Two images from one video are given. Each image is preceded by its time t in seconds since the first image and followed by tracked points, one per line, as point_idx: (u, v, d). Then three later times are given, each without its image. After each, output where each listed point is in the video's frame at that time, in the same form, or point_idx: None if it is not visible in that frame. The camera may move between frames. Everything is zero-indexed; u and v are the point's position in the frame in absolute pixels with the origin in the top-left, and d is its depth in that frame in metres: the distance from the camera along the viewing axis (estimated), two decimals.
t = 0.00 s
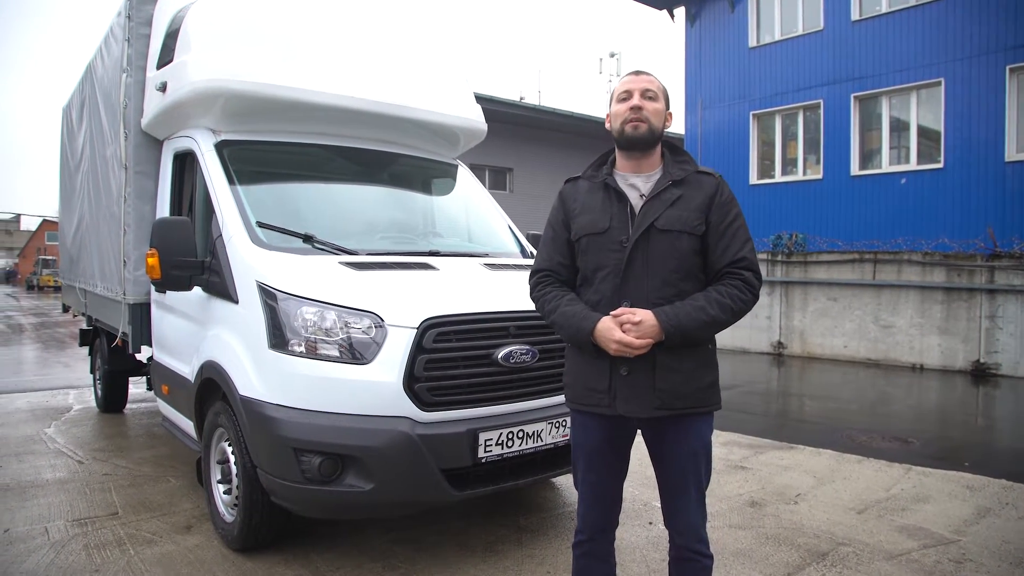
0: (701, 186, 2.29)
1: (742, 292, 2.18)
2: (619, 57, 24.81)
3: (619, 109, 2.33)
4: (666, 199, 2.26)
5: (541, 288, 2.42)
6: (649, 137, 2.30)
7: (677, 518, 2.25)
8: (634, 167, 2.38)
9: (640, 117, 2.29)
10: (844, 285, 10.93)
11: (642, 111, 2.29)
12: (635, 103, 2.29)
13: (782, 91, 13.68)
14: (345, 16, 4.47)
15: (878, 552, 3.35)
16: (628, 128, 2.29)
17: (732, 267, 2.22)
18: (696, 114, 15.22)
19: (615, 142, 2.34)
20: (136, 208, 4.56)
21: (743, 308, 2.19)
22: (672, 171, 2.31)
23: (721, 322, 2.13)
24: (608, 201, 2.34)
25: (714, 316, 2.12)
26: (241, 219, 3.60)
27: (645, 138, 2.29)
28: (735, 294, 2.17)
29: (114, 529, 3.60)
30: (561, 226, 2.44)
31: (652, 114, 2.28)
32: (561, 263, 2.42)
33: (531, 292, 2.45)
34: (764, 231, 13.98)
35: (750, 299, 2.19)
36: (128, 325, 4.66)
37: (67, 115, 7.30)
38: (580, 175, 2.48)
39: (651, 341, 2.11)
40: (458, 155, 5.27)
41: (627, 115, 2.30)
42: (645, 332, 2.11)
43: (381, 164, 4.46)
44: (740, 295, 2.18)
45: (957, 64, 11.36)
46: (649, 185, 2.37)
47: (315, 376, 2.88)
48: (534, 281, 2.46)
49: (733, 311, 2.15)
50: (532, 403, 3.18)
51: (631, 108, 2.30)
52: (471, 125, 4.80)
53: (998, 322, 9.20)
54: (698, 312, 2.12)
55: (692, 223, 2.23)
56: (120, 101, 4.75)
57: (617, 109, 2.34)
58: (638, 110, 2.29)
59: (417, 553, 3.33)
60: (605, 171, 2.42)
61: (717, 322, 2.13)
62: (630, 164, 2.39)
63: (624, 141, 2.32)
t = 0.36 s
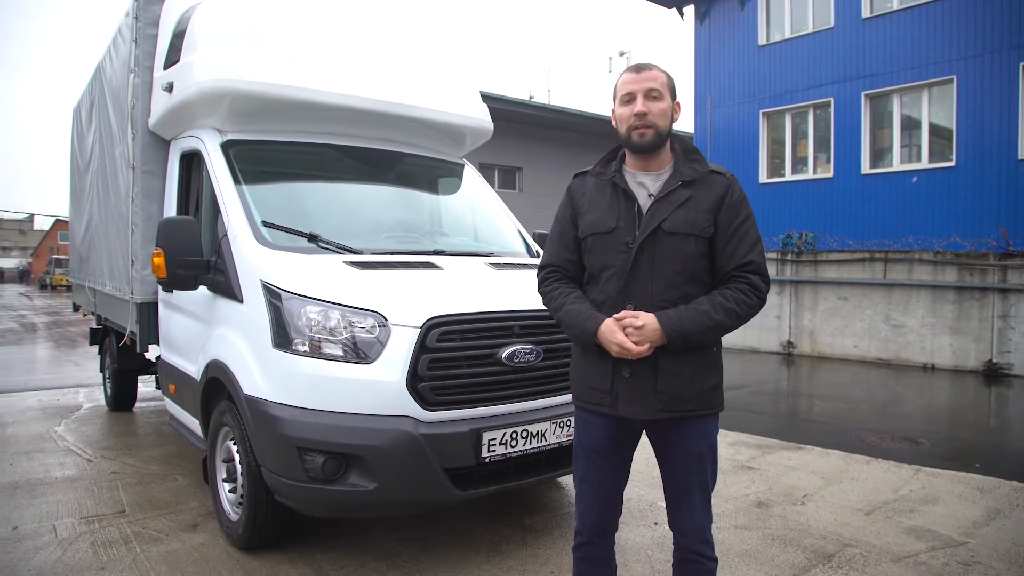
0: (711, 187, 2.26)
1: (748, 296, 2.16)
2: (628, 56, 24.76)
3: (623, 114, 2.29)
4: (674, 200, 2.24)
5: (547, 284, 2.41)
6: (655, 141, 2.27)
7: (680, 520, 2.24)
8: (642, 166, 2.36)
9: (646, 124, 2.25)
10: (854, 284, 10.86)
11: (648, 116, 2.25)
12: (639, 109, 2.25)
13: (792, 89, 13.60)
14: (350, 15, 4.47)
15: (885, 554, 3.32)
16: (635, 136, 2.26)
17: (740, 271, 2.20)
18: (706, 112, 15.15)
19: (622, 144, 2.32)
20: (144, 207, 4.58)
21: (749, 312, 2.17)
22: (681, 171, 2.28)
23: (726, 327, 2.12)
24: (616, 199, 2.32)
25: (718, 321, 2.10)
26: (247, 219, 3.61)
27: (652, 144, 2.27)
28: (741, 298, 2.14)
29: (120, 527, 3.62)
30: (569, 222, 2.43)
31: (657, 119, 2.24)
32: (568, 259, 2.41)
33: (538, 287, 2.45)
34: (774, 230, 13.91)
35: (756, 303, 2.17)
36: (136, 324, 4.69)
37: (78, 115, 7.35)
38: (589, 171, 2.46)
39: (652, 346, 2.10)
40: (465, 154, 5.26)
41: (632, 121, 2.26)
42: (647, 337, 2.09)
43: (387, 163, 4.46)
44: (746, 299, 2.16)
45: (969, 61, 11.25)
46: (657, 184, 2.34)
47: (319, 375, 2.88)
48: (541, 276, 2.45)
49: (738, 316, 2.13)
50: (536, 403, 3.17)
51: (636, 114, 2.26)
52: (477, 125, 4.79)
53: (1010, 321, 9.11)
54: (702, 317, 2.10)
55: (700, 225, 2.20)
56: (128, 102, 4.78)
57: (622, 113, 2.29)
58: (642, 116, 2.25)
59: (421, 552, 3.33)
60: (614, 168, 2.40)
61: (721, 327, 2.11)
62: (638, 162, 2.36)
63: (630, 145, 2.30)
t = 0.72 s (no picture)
0: (719, 190, 2.24)
1: (755, 300, 2.16)
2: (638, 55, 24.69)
3: (631, 112, 2.27)
4: (682, 204, 2.22)
5: (550, 281, 2.40)
6: (663, 142, 2.26)
7: (683, 521, 2.22)
8: (649, 165, 2.34)
9: (654, 124, 2.24)
10: (864, 284, 10.78)
11: (656, 116, 2.24)
12: (647, 109, 2.23)
13: (802, 88, 13.53)
14: (355, 16, 4.48)
15: (891, 556, 3.30)
16: (642, 136, 2.25)
17: (746, 274, 2.19)
18: (714, 111, 15.09)
19: (630, 144, 2.30)
20: (150, 207, 4.61)
21: (755, 316, 2.17)
22: (689, 173, 2.26)
23: (733, 332, 2.12)
24: (623, 201, 2.29)
25: (725, 327, 2.10)
26: (251, 219, 3.62)
27: (659, 145, 2.25)
28: (748, 303, 2.14)
29: (126, 525, 3.65)
30: (572, 220, 2.40)
31: (665, 119, 2.23)
32: (571, 257, 2.39)
33: (540, 284, 2.43)
34: (783, 230, 13.84)
35: (762, 307, 2.17)
36: (143, 323, 4.72)
37: (87, 115, 7.40)
38: (593, 166, 2.43)
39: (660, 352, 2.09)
40: (470, 153, 5.26)
41: (641, 121, 2.25)
42: (655, 343, 2.08)
43: (391, 163, 4.46)
44: (753, 304, 2.16)
45: (980, 59, 11.15)
46: (665, 185, 2.33)
47: (322, 375, 2.89)
48: (543, 272, 2.44)
49: (745, 321, 2.14)
50: (539, 403, 3.16)
51: (644, 113, 2.24)
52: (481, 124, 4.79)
53: (1022, 321, 9.03)
54: (710, 323, 2.09)
55: (708, 230, 2.19)
56: (135, 102, 4.81)
57: (630, 111, 2.28)
58: (650, 116, 2.24)
59: (423, 552, 3.33)
60: (619, 166, 2.36)
61: (728, 333, 2.12)
62: (644, 162, 2.35)
63: (637, 146, 2.28)
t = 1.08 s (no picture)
0: (724, 188, 2.25)
1: (762, 298, 2.16)
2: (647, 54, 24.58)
3: (633, 111, 2.25)
4: (689, 202, 2.21)
5: (551, 282, 2.36)
6: (666, 140, 2.24)
7: (685, 522, 2.21)
8: (653, 164, 2.33)
9: (656, 122, 2.22)
10: (872, 283, 10.72)
11: (658, 114, 2.22)
12: (650, 107, 2.21)
13: (811, 86, 13.45)
14: (360, 15, 4.48)
15: (895, 558, 3.27)
16: (645, 133, 2.23)
17: (752, 272, 2.20)
18: (722, 109, 15.04)
19: (632, 143, 2.28)
20: (156, 207, 4.63)
21: (762, 313, 2.18)
22: (694, 171, 2.25)
23: (742, 330, 2.12)
24: (628, 200, 2.27)
25: (735, 325, 2.10)
26: (254, 218, 3.62)
27: (662, 142, 2.23)
28: (755, 300, 2.15)
29: (131, 523, 3.66)
30: (574, 219, 2.37)
31: (668, 117, 2.21)
32: (574, 258, 2.37)
33: (540, 285, 2.39)
34: (791, 228, 13.77)
35: (769, 304, 2.18)
36: (148, 323, 4.74)
37: (94, 115, 7.44)
38: (595, 165, 2.40)
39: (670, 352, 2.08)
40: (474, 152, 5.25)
41: (643, 119, 2.23)
42: (667, 344, 2.07)
43: (396, 162, 4.46)
44: (760, 302, 2.16)
45: (990, 56, 11.06)
46: (670, 183, 2.32)
47: (325, 374, 2.89)
48: (543, 273, 2.40)
49: (753, 318, 2.14)
50: (540, 402, 3.15)
51: (646, 112, 2.22)
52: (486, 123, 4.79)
53: None
54: (720, 322, 2.09)
55: (715, 228, 2.19)
56: (140, 102, 4.83)
57: (632, 109, 2.26)
58: (653, 114, 2.22)
59: (424, 552, 3.32)
60: (623, 165, 2.34)
61: (738, 331, 2.12)
62: (647, 161, 2.33)
63: (639, 144, 2.26)
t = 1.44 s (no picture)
0: (719, 184, 2.23)
1: (759, 291, 2.13)
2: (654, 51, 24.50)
3: (629, 113, 2.24)
4: (682, 196, 2.19)
5: (550, 284, 2.36)
6: (662, 140, 2.23)
7: (684, 523, 2.20)
8: (648, 163, 2.31)
9: (652, 121, 2.21)
10: (880, 281, 10.65)
11: (655, 113, 2.21)
12: (646, 107, 2.20)
13: (819, 83, 13.37)
14: (363, 13, 4.47)
15: (900, 559, 3.25)
16: (642, 133, 2.22)
17: (749, 267, 2.16)
18: (729, 107, 14.96)
19: (628, 143, 2.27)
20: (160, 205, 4.64)
21: (761, 308, 2.13)
22: (688, 168, 2.24)
23: (739, 323, 2.08)
24: (622, 196, 2.26)
25: (730, 316, 2.06)
26: (256, 217, 3.62)
27: (658, 141, 2.22)
28: (752, 293, 2.11)
29: (135, 521, 3.68)
30: (571, 221, 2.37)
31: (663, 117, 2.20)
32: (572, 260, 2.37)
33: (540, 288, 2.39)
34: (799, 227, 13.71)
35: (767, 299, 2.14)
36: (152, 321, 4.75)
37: (101, 114, 7.46)
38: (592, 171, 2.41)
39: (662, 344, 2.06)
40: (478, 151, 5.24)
41: (640, 119, 2.22)
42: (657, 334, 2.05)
43: (399, 160, 4.45)
44: (758, 296, 2.12)
45: (1001, 53, 10.96)
46: (664, 182, 2.30)
47: (324, 372, 2.88)
48: (543, 277, 2.40)
49: (750, 312, 2.10)
50: (542, 401, 3.14)
51: (642, 112, 2.21)
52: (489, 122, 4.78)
53: None
54: (716, 313, 2.06)
55: (709, 221, 2.17)
56: (144, 101, 4.84)
57: (628, 112, 2.25)
58: (649, 114, 2.21)
59: (425, 551, 3.32)
60: (618, 167, 2.34)
61: (734, 323, 2.07)
62: (643, 161, 2.32)
63: (637, 145, 2.25)
